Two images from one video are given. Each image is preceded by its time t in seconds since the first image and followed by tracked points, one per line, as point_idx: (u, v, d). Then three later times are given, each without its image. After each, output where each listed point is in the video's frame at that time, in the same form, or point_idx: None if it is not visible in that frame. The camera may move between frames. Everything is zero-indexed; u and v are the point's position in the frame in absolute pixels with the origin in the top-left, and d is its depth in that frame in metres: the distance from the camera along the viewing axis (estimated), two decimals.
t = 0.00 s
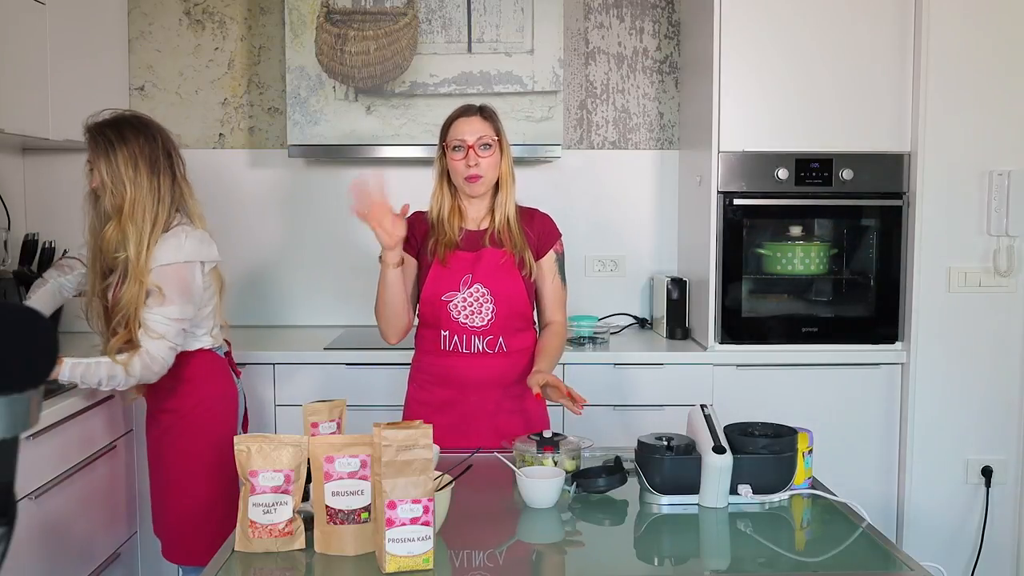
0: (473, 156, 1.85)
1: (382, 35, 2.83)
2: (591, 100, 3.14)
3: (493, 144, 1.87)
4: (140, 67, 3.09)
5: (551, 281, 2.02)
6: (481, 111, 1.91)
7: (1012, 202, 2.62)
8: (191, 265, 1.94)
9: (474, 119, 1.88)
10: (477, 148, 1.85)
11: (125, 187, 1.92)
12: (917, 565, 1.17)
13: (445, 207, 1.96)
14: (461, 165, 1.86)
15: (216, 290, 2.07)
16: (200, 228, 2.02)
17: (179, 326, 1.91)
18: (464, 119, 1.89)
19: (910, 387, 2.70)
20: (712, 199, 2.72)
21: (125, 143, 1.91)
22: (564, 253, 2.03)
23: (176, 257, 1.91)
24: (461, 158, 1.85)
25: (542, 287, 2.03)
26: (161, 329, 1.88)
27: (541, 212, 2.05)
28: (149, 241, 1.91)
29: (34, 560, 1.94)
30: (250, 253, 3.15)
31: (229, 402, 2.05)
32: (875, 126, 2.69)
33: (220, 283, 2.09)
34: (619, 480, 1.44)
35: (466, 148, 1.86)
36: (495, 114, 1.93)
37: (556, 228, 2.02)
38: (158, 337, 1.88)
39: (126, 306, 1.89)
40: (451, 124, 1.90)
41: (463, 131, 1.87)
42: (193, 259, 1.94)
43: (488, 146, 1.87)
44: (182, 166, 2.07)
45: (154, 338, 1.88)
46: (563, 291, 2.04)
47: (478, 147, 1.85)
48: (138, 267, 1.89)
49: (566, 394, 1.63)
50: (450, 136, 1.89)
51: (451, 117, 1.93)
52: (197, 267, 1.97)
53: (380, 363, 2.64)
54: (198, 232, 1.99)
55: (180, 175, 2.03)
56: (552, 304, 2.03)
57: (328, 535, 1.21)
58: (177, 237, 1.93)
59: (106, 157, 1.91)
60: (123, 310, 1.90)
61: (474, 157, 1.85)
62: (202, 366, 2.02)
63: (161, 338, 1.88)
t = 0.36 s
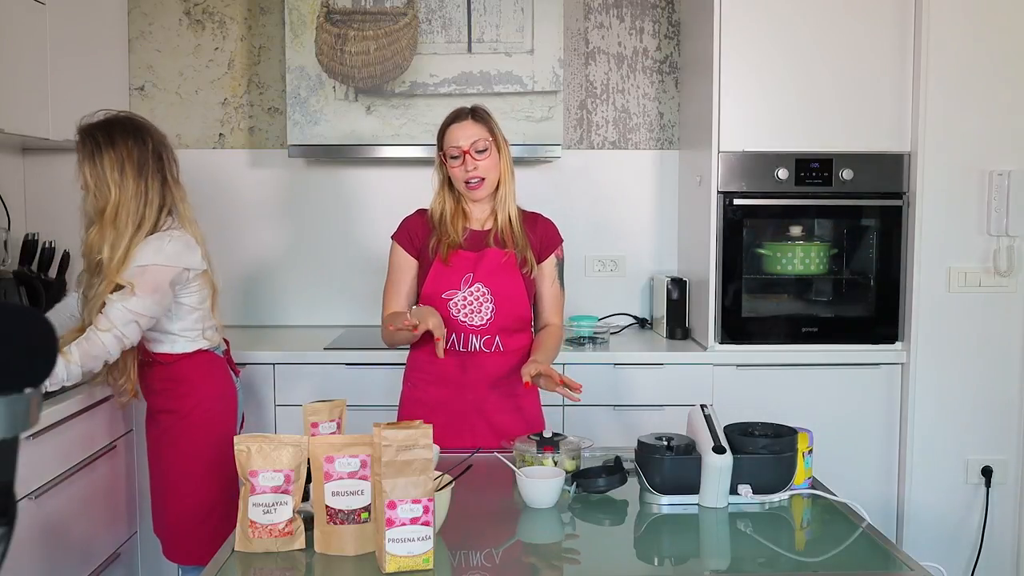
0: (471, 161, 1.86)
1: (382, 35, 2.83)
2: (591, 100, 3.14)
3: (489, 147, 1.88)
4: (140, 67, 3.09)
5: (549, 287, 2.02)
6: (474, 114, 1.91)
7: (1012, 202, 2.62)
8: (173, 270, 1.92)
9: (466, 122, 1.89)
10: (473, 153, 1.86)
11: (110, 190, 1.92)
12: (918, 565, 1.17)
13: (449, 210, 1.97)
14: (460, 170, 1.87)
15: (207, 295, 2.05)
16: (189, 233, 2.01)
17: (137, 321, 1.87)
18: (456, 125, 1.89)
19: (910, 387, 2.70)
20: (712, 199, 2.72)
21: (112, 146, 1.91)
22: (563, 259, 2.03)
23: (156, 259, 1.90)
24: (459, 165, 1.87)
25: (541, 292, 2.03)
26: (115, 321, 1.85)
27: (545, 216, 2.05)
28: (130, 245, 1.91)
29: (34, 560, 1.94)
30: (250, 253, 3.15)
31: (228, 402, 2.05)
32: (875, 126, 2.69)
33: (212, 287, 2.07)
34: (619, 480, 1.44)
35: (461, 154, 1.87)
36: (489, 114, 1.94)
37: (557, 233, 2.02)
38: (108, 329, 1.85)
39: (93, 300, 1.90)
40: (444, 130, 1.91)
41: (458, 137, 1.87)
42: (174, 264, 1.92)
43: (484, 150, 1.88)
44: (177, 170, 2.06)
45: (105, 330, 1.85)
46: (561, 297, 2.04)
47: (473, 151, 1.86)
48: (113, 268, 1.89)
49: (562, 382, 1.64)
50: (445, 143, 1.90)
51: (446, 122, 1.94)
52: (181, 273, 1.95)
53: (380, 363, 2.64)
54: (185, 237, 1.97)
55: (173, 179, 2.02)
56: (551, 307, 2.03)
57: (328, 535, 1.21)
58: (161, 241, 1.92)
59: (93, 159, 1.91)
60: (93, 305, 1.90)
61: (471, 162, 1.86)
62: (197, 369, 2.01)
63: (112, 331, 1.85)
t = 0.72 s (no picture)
0: (469, 160, 1.86)
1: (382, 35, 2.83)
2: (591, 100, 3.14)
3: (489, 147, 1.88)
4: (140, 67, 3.09)
5: (547, 280, 2.00)
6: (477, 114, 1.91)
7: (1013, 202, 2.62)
8: (179, 272, 1.91)
9: (468, 121, 1.89)
10: (472, 151, 1.86)
11: (102, 192, 1.90)
12: (917, 565, 1.17)
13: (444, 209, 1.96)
14: (457, 168, 1.88)
15: (207, 295, 2.03)
16: (188, 232, 1.99)
17: (176, 331, 1.91)
18: (458, 123, 1.89)
19: (910, 387, 2.70)
20: (712, 199, 2.72)
21: (106, 147, 1.91)
22: (562, 256, 2.01)
23: (163, 261, 1.89)
24: (457, 162, 1.87)
25: (539, 288, 2.01)
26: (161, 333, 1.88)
27: (541, 214, 2.03)
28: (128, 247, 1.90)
29: (34, 560, 1.94)
30: (250, 253, 3.15)
31: (224, 404, 2.05)
32: (875, 126, 2.69)
33: (212, 288, 2.05)
34: (618, 480, 1.44)
35: (460, 152, 1.87)
36: (491, 115, 1.94)
37: (554, 232, 2.01)
38: (159, 341, 1.88)
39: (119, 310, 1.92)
40: (445, 128, 1.91)
41: (458, 135, 1.88)
42: (182, 265, 1.91)
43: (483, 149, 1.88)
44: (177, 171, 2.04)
45: (155, 344, 1.88)
46: (560, 290, 2.02)
47: (472, 150, 1.86)
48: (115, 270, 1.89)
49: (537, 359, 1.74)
50: (444, 140, 1.90)
51: (447, 119, 1.94)
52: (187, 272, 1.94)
53: (380, 363, 2.64)
54: (185, 237, 1.95)
55: (170, 180, 2.01)
56: (551, 304, 2.01)
57: (328, 535, 1.21)
58: (164, 242, 1.90)
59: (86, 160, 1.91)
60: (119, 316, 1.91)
61: (469, 162, 1.86)
62: (196, 370, 2.02)
63: (161, 342, 1.88)
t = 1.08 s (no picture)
0: (469, 151, 1.87)
1: (382, 35, 2.83)
2: (591, 100, 3.14)
3: (488, 142, 1.89)
4: (140, 67, 3.09)
5: (546, 278, 2.00)
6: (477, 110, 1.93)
7: (1013, 202, 2.62)
8: (194, 269, 1.93)
9: (468, 115, 1.91)
10: (472, 144, 1.87)
11: (137, 186, 1.92)
12: (917, 565, 1.17)
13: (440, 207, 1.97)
14: (457, 160, 1.88)
15: (219, 297, 2.06)
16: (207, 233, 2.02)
17: (170, 327, 1.91)
18: (458, 117, 1.91)
19: (910, 387, 2.70)
20: (712, 199, 2.72)
21: (142, 142, 1.92)
22: (559, 254, 2.01)
23: (181, 259, 1.91)
24: (457, 154, 1.88)
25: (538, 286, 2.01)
26: (154, 330, 1.88)
27: (537, 213, 2.03)
28: (156, 240, 1.91)
29: (34, 560, 1.94)
30: (250, 253, 3.15)
31: (231, 401, 2.05)
32: (875, 126, 2.69)
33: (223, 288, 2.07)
34: (619, 481, 1.44)
35: (461, 144, 1.88)
36: (490, 112, 1.95)
37: (550, 229, 2.00)
38: (147, 337, 1.88)
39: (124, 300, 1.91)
40: (445, 123, 1.92)
41: (458, 128, 1.89)
42: (196, 264, 1.94)
43: (483, 143, 1.89)
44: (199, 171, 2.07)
45: (146, 337, 1.88)
46: (559, 287, 2.02)
47: (473, 142, 1.87)
48: (140, 265, 1.89)
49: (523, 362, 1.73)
50: (444, 134, 1.91)
51: (446, 116, 1.95)
52: (199, 271, 1.96)
53: (380, 363, 2.64)
54: (203, 236, 1.98)
55: (196, 179, 2.04)
56: (552, 302, 2.01)
57: (328, 535, 1.21)
58: (184, 240, 1.93)
59: (122, 154, 1.92)
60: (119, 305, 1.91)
61: (470, 152, 1.87)
62: (200, 367, 2.01)
63: (150, 339, 1.88)
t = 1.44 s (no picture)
0: (469, 149, 1.87)
1: (382, 35, 2.83)
2: (591, 100, 3.14)
3: (488, 140, 1.89)
4: (140, 68, 3.09)
5: (546, 278, 2.00)
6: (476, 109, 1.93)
7: (1013, 202, 2.62)
8: (213, 262, 1.95)
9: (467, 113, 1.91)
10: (472, 141, 1.87)
11: (163, 181, 1.94)
12: (917, 565, 1.17)
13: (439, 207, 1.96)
14: (457, 158, 1.88)
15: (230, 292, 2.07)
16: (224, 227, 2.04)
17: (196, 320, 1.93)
18: (458, 115, 1.91)
19: (910, 387, 2.70)
20: (712, 199, 2.72)
21: (167, 138, 1.94)
22: (559, 253, 2.01)
23: (199, 252, 1.93)
24: (457, 152, 1.88)
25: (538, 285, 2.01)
26: (183, 325, 1.91)
27: (535, 212, 2.03)
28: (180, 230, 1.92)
29: (34, 560, 1.94)
30: (250, 253, 3.15)
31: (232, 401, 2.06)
32: (875, 126, 2.69)
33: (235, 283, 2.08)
34: (619, 481, 1.44)
35: (461, 142, 1.88)
36: (489, 111, 1.95)
37: (549, 228, 2.00)
38: (176, 331, 1.90)
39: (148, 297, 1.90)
40: (444, 122, 1.93)
41: (458, 126, 1.89)
42: (214, 257, 1.95)
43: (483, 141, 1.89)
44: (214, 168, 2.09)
45: (174, 331, 1.90)
46: (559, 286, 2.02)
47: (473, 140, 1.87)
48: (165, 256, 1.89)
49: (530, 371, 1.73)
50: (444, 132, 1.91)
51: (445, 115, 1.95)
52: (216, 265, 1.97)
53: (380, 363, 2.64)
54: (221, 230, 2.00)
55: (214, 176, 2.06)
56: (551, 301, 2.01)
57: (328, 535, 1.21)
58: (202, 233, 1.94)
59: (147, 150, 1.93)
60: (143, 302, 1.91)
61: (470, 150, 1.87)
62: (204, 367, 2.01)
63: (179, 334, 1.90)
